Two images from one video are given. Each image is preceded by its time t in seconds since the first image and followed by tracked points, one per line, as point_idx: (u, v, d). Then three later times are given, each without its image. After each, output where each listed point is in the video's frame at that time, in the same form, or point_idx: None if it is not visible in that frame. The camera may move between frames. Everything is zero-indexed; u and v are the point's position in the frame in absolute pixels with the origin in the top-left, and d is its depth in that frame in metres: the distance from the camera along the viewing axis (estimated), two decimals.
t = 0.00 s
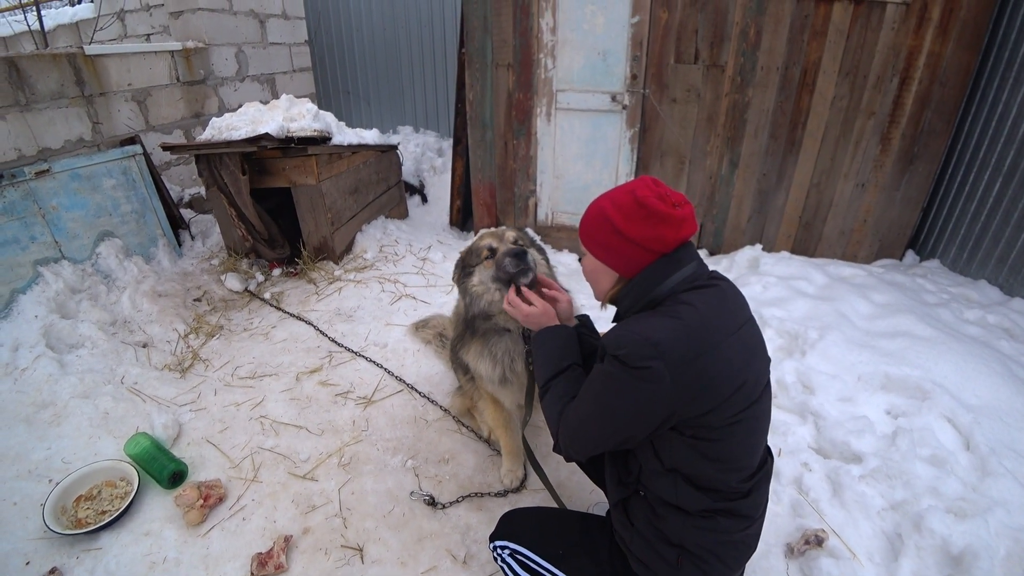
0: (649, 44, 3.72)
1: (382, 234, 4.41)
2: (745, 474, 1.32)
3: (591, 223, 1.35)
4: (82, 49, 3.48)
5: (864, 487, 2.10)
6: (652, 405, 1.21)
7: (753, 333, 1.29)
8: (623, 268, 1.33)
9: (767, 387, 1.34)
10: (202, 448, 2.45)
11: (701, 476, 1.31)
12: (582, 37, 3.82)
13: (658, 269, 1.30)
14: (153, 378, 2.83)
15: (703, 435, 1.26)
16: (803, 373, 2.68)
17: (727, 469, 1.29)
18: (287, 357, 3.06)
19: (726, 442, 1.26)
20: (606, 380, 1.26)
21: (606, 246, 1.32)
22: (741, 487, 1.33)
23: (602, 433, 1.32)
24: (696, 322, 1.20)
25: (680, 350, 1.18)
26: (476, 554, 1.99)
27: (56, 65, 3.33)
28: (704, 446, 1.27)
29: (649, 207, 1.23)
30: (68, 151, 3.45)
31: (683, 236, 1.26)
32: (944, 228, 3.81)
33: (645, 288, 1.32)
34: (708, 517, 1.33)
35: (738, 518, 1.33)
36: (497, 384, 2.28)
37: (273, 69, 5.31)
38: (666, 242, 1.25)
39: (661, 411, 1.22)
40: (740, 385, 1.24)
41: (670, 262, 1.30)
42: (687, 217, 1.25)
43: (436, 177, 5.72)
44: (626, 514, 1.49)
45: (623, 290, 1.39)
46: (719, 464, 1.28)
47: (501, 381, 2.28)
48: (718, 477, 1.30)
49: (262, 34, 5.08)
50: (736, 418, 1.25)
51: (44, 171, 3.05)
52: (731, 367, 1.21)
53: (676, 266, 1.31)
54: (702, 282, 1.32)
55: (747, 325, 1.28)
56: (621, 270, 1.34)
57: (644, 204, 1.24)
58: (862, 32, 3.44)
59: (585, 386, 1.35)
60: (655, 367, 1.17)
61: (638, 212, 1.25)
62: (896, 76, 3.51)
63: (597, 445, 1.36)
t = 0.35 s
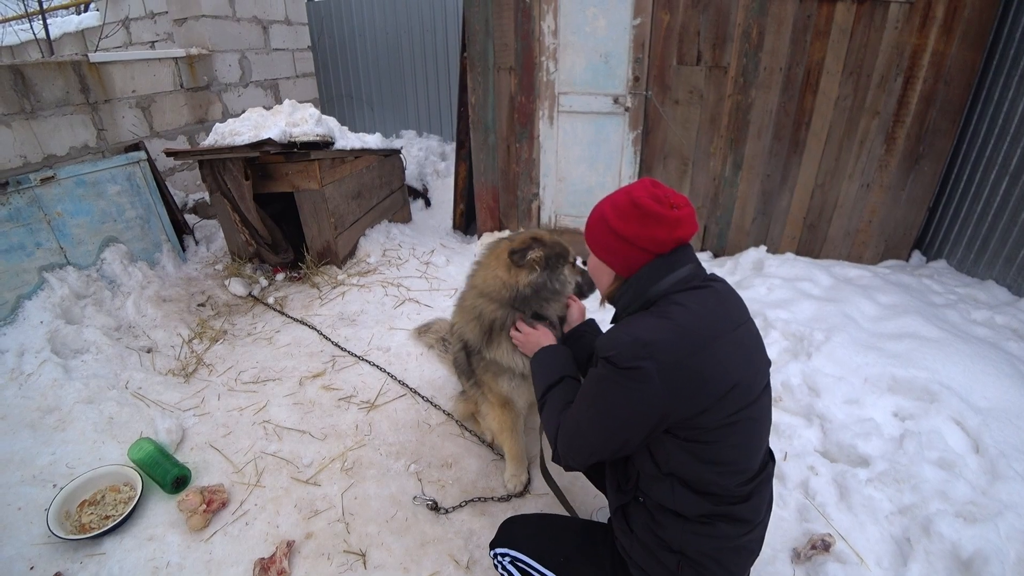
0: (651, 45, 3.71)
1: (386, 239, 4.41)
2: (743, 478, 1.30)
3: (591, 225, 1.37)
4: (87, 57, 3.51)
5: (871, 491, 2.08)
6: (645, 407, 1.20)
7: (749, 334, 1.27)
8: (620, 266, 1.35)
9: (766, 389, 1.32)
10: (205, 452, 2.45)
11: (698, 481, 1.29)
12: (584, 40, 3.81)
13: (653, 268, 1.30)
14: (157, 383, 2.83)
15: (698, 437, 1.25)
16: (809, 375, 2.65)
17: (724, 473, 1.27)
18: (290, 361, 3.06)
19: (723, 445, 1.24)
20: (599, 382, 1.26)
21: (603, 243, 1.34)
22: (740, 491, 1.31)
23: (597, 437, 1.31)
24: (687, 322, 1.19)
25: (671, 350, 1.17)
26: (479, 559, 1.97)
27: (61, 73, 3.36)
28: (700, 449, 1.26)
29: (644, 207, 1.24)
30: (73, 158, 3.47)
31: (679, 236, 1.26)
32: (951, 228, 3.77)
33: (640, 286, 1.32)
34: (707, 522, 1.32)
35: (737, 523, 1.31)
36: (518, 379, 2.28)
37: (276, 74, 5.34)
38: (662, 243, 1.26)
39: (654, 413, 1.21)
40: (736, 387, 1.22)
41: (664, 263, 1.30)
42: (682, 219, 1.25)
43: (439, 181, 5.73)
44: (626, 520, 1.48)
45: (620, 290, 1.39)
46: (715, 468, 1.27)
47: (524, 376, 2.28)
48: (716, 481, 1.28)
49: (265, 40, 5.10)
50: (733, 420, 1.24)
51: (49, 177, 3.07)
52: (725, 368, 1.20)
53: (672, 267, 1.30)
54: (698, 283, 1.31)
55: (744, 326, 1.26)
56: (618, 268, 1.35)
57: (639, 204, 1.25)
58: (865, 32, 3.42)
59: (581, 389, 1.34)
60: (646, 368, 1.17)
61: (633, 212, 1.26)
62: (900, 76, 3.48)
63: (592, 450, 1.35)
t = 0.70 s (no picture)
0: (650, 46, 3.70)
1: (385, 239, 4.41)
2: (741, 480, 1.27)
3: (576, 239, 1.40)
4: (87, 59, 3.52)
5: (872, 493, 2.05)
6: (642, 409, 1.18)
7: (747, 333, 1.24)
8: (617, 271, 1.34)
9: (767, 391, 1.29)
10: (202, 454, 2.44)
11: (694, 483, 1.27)
12: (583, 40, 3.81)
13: (648, 266, 1.30)
14: (155, 383, 2.83)
15: (695, 439, 1.23)
16: (809, 376, 2.63)
17: (720, 475, 1.24)
18: (288, 362, 3.06)
19: (720, 447, 1.22)
20: (594, 386, 1.24)
21: (593, 253, 1.36)
22: (738, 494, 1.28)
23: (591, 440, 1.29)
24: (682, 321, 1.17)
25: (668, 350, 1.15)
26: (475, 561, 1.96)
27: (60, 74, 3.37)
28: (695, 450, 1.24)
29: (620, 204, 1.26)
30: (72, 159, 3.48)
31: (664, 224, 1.26)
32: (953, 228, 3.75)
33: (640, 288, 1.31)
34: (703, 525, 1.29)
35: (735, 527, 1.29)
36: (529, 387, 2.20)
37: (277, 76, 5.35)
38: (648, 235, 1.26)
39: (650, 415, 1.19)
40: (734, 387, 1.20)
41: (660, 261, 1.30)
42: (661, 205, 1.26)
43: (439, 183, 5.73)
44: (622, 521, 1.47)
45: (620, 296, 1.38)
46: (712, 471, 1.24)
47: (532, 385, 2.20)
48: (712, 484, 1.25)
49: (266, 42, 5.12)
50: (730, 422, 1.21)
51: (49, 178, 3.08)
52: (722, 368, 1.18)
53: (665, 265, 1.30)
54: (693, 281, 1.30)
55: (743, 326, 1.24)
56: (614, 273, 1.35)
57: (613, 203, 1.28)
58: (866, 32, 3.40)
59: (576, 395, 1.32)
60: (643, 369, 1.15)
61: (612, 212, 1.28)
62: (902, 75, 3.46)
63: (587, 455, 1.32)
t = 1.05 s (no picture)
0: (647, 42, 3.69)
1: (382, 238, 4.39)
2: (738, 496, 1.27)
3: (562, 249, 1.37)
4: (81, 57, 3.51)
5: (870, 490, 2.04)
6: (639, 432, 1.17)
7: (749, 347, 1.22)
8: (611, 279, 1.33)
9: (768, 404, 1.28)
10: (197, 453, 2.43)
11: (691, 500, 1.27)
12: (580, 37, 3.79)
13: (644, 274, 1.29)
14: (150, 382, 2.82)
15: (693, 458, 1.22)
16: (807, 373, 2.62)
17: (717, 492, 1.24)
18: (284, 361, 3.05)
19: (719, 464, 1.22)
20: (588, 409, 1.21)
21: (587, 265, 1.32)
22: (735, 510, 1.28)
23: (586, 462, 1.27)
24: (680, 341, 1.14)
25: (665, 372, 1.13)
26: (471, 560, 1.95)
27: (54, 73, 3.36)
28: (694, 469, 1.23)
29: (609, 210, 1.24)
30: (66, 158, 3.47)
31: (655, 226, 1.26)
32: (951, 225, 3.73)
33: (636, 297, 1.29)
34: (700, 541, 1.29)
35: (731, 542, 1.29)
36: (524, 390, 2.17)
37: (273, 74, 5.34)
38: (643, 242, 1.25)
39: (647, 438, 1.18)
40: (734, 406, 1.18)
41: (655, 268, 1.29)
42: (651, 206, 1.26)
43: (436, 181, 5.72)
44: (617, 531, 1.46)
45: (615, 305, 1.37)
46: (709, 488, 1.24)
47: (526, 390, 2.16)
48: (709, 501, 1.25)
49: (262, 40, 5.10)
50: (728, 440, 1.20)
51: (43, 178, 3.07)
52: (722, 388, 1.16)
53: (659, 272, 1.28)
54: (689, 290, 1.28)
55: (744, 339, 1.21)
56: (609, 282, 1.33)
57: (600, 211, 1.25)
58: (864, 28, 3.39)
59: (569, 413, 1.30)
60: (639, 394, 1.13)
61: (601, 220, 1.26)
62: (900, 71, 3.45)
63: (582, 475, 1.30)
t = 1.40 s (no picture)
0: (647, 34, 3.67)
1: (382, 231, 4.38)
2: (740, 485, 1.27)
3: (546, 259, 1.35)
4: (77, 51, 3.49)
5: (870, 483, 2.04)
6: (640, 434, 1.16)
7: (748, 337, 1.21)
8: (602, 279, 1.32)
9: (767, 392, 1.28)
10: (196, 446, 2.43)
11: (695, 489, 1.26)
12: (579, 29, 3.77)
13: (634, 270, 1.28)
14: (150, 376, 2.82)
15: (695, 454, 1.22)
16: (807, 365, 2.61)
17: (719, 483, 1.24)
18: (284, 354, 3.04)
19: (721, 455, 1.21)
20: (588, 412, 1.20)
21: (576, 271, 1.30)
22: (737, 498, 1.28)
23: (588, 463, 1.26)
24: (680, 339, 1.13)
25: (665, 373, 1.12)
26: (470, 552, 1.95)
27: (50, 67, 3.34)
28: (696, 462, 1.23)
29: (588, 213, 1.23)
30: (63, 153, 3.46)
31: (638, 218, 1.25)
32: (952, 217, 3.71)
33: (630, 295, 1.28)
34: (705, 528, 1.28)
35: (735, 529, 1.29)
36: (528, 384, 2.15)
37: (272, 68, 5.31)
38: (629, 237, 1.24)
39: (649, 439, 1.17)
40: (735, 399, 1.18)
41: (645, 262, 1.27)
42: (630, 198, 1.25)
43: (436, 175, 5.70)
44: (620, 521, 1.45)
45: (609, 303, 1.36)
46: (712, 480, 1.24)
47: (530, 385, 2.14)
48: (712, 492, 1.25)
49: (260, 33, 5.08)
50: (730, 433, 1.20)
51: (40, 172, 3.06)
52: (723, 383, 1.16)
53: (651, 266, 1.27)
54: (684, 282, 1.26)
55: (743, 329, 1.20)
56: (601, 282, 1.32)
57: (578, 215, 1.24)
58: (866, 19, 3.36)
59: (569, 415, 1.29)
60: (640, 397, 1.12)
61: (580, 224, 1.24)
62: (902, 62, 3.42)
63: (584, 476, 1.30)
